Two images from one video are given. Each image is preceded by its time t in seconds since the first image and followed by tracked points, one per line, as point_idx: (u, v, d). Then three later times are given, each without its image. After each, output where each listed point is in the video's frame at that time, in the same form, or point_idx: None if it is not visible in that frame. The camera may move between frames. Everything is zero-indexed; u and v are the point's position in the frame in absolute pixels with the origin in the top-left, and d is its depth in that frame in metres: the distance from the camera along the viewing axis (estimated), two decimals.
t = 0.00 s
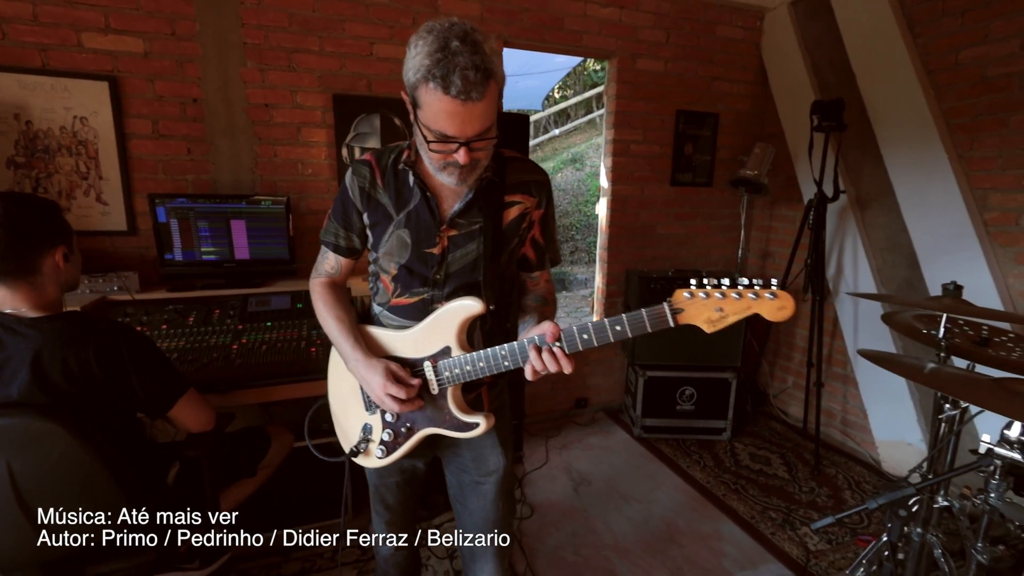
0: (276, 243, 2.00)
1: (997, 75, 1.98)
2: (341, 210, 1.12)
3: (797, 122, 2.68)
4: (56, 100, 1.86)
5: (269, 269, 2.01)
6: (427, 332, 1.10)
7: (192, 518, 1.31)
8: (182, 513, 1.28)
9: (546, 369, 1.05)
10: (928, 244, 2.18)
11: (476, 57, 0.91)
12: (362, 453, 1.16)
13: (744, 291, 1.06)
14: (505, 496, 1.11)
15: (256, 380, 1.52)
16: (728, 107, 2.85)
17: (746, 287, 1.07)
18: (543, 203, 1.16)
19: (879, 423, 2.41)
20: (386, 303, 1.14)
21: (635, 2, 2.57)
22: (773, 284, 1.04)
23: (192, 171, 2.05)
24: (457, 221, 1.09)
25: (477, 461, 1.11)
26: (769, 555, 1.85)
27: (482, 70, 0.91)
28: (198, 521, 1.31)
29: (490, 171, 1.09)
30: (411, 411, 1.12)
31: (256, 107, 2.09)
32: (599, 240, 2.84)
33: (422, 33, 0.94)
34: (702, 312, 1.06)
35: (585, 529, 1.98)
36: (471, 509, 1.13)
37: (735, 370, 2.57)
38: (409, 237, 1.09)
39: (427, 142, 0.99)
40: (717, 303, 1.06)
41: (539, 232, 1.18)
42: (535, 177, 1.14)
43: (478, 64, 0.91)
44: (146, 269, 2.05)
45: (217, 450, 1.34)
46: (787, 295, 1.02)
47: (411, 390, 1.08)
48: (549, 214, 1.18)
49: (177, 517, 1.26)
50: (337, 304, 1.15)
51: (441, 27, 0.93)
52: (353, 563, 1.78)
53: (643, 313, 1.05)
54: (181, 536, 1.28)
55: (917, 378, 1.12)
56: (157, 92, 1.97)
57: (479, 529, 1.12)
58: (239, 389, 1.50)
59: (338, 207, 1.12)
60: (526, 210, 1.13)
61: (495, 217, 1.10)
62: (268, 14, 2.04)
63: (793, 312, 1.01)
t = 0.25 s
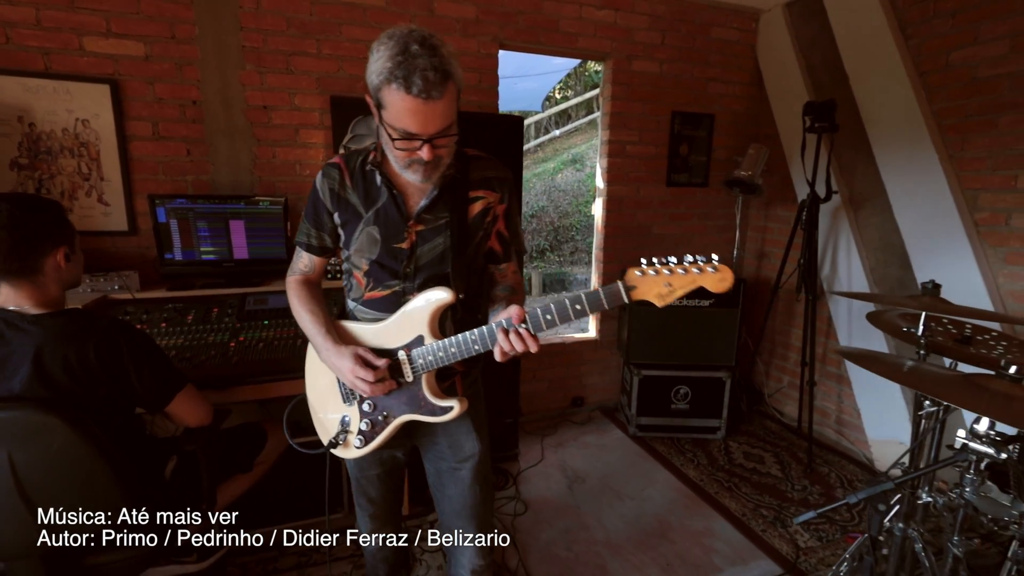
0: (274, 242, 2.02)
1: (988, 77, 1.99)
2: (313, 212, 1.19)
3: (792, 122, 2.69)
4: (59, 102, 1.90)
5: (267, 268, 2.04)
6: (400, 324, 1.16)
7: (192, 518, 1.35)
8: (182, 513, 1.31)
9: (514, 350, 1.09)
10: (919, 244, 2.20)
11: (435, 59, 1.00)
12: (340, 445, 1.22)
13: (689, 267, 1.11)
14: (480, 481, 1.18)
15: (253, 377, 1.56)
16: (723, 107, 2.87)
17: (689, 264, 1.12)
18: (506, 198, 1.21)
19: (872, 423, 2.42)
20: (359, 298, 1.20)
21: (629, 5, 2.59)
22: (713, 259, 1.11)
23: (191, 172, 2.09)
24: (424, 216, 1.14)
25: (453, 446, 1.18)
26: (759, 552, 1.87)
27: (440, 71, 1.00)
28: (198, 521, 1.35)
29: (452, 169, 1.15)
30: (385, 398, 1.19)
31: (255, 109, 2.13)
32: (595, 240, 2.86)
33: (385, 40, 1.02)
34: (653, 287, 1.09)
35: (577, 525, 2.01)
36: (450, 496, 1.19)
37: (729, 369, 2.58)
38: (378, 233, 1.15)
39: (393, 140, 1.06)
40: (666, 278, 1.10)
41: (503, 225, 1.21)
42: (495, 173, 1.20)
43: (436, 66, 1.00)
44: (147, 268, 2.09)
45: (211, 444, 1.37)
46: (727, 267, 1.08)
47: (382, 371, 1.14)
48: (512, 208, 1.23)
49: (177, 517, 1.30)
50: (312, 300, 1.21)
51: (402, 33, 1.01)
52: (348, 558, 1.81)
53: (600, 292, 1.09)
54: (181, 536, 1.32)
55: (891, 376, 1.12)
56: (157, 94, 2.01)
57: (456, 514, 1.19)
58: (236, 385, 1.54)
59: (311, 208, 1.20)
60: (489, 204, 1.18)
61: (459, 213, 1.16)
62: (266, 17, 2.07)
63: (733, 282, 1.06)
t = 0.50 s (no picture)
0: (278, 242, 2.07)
1: (984, 79, 2.00)
2: (293, 216, 1.27)
3: (790, 124, 2.71)
4: (69, 105, 1.95)
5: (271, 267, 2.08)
6: (377, 313, 1.22)
7: (192, 518, 1.36)
8: (182, 514, 1.32)
9: (488, 324, 1.14)
10: (915, 245, 2.21)
11: (383, 60, 1.07)
12: (331, 435, 1.29)
13: (638, 229, 1.15)
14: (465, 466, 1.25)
15: (256, 373, 1.60)
16: (723, 109, 2.89)
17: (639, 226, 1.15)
18: (472, 189, 1.27)
19: (870, 424, 2.43)
20: (341, 293, 1.26)
21: (629, 7, 2.62)
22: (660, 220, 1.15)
23: (197, 173, 2.14)
24: (394, 211, 1.20)
25: (436, 434, 1.25)
26: (753, 550, 1.89)
27: (389, 69, 1.06)
28: (197, 521, 1.37)
29: (416, 164, 1.21)
30: (369, 385, 1.25)
31: (259, 111, 2.17)
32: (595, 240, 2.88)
33: (335, 51, 1.09)
34: (608, 252, 1.13)
35: (573, 522, 2.03)
36: (436, 483, 1.27)
37: (727, 369, 2.60)
38: (352, 230, 1.21)
39: (355, 141, 1.11)
40: (619, 243, 1.13)
41: (473, 215, 1.27)
42: (460, 167, 1.27)
43: (385, 66, 1.06)
44: (154, 267, 2.14)
45: (213, 437, 1.41)
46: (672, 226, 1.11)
47: (362, 356, 1.22)
48: (479, 198, 1.29)
49: (176, 517, 1.30)
50: (294, 299, 1.29)
51: (350, 42, 1.08)
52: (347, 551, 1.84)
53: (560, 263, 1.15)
54: (181, 536, 1.34)
55: (873, 375, 1.15)
56: (164, 97, 2.05)
57: (443, 496, 1.26)
58: (239, 381, 1.58)
59: (291, 216, 1.28)
60: (455, 195, 1.24)
61: (427, 204, 1.21)
62: (270, 21, 2.11)
63: (678, 241, 1.10)
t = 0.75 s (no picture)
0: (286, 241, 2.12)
1: (987, 79, 2.00)
2: (288, 221, 1.35)
3: (793, 124, 2.72)
4: (85, 108, 2.01)
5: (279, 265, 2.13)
6: (364, 308, 1.29)
7: (192, 518, 1.41)
8: (182, 514, 1.38)
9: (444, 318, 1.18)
10: (917, 245, 2.21)
11: (350, 72, 1.13)
12: (322, 426, 1.35)
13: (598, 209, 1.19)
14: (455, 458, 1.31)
15: (262, 368, 1.65)
16: (727, 109, 2.90)
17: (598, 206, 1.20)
18: (453, 190, 1.33)
19: (872, 423, 2.43)
20: (333, 289, 1.35)
21: (632, 9, 2.64)
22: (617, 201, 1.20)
23: (208, 173, 2.19)
24: (380, 211, 1.28)
25: (425, 424, 1.31)
26: (751, 547, 1.90)
27: (356, 80, 1.13)
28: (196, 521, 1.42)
29: (399, 166, 1.28)
30: (357, 378, 1.31)
31: (268, 113, 2.22)
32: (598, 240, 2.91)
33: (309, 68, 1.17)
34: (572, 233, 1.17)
35: (574, 517, 2.06)
36: (427, 472, 1.32)
37: (729, 368, 2.61)
38: (342, 231, 1.29)
39: (338, 151, 1.20)
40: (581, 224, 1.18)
41: (456, 215, 1.34)
42: (442, 169, 1.33)
43: (352, 77, 1.13)
44: (166, 265, 2.19)
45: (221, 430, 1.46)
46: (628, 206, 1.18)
47: (349, 351, 1.28)
48: (461, 199, 1.35)
49: (177, 517, 1.37)
50: (290, 298, 1.37)
51: (320, 58, 1.15)
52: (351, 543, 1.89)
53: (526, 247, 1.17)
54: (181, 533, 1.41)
55: (862, 373, 1.17)
56: (176, 100, 2.11)
57: (434, 486, 1.30)
58: (247, 375, 1.62)
59: (286, 220, 1.36)
60: (437, 196, 1.30)
61: (410, 203, 1.27)
62: (280, 26, 2.16)
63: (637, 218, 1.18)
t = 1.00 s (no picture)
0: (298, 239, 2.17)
1: (994, 80, 2.00)
2: (293, 220, 1.41)
3: (800, 125, 2.72)
4: (105, 110, 2.07)
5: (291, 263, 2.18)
6: (363, 304, 1.34)
7: (193, 517, 1.44)
8: (183, 514, 1.40)
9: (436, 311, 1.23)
10: (924, 246, 2.21)
11: (349, 79, 1.18)
12: (321, 417, 1.41)
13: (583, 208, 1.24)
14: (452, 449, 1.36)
15: (274, 362, 1.69)
16: (733, 109, 2.91)
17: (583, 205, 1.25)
18: (450, 193, 1.39)
19: (878, 423, 2.43)
20: (334, 286, 1.40)
21: (639, 10, 2.66)
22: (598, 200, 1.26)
23: (222, 173, 2.25)
24: (379, 211, 1.33)
25: (420, 418, 1.37)
26: (753, 544, 1.92)
27: (354, 86, 1.18)
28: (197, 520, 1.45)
29: (398, 169, 1.33)
30: (355, 371, 1.36)
31: (281, 115, 2.28)
32: (604, 239, 2.93)
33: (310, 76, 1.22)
34: (556, 231, 1.23)
35: (577, 512, 2.10)
36: (422, 464, 1.39)
37: (733, 367, 2.63)
38: (343, 230, 1.34)
39: (339, 154, 1.25)
40: (565, 222, 1.23)
41: (453, 217, 1.38)
42: (440, 172, 1.39)
43: (351, 84, 1.18)
44: (182, 262, 2.26)
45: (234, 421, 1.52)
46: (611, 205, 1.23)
47: (348, 349, 1.33)
48: (458, 202, 1.40)
49: (177, 517, 1.39)
50: (294, 294, 1.42)
51: (320, 67, 1.20)
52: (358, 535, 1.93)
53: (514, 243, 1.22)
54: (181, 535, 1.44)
55: (861, 372, 1.18)
56: (192, 101, 2.17)
57: (430, 480, 1.39)
58: (259, 369, 1.67)
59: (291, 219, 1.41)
60: (434, 199, 1.36)
61: (408, 205, 1.33)
62: (292, 29, 2.22)
63: (617, 217, 1.22)
